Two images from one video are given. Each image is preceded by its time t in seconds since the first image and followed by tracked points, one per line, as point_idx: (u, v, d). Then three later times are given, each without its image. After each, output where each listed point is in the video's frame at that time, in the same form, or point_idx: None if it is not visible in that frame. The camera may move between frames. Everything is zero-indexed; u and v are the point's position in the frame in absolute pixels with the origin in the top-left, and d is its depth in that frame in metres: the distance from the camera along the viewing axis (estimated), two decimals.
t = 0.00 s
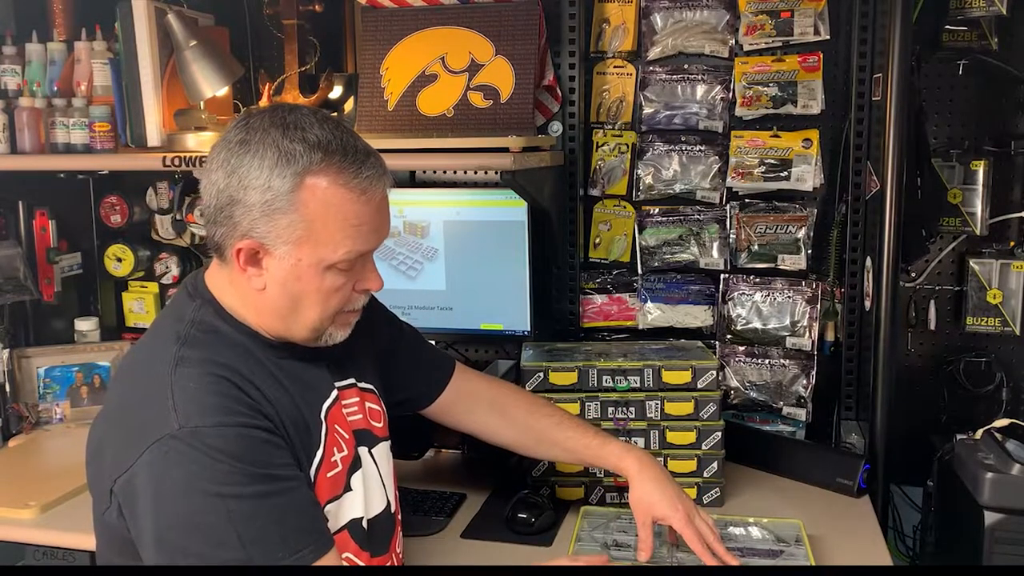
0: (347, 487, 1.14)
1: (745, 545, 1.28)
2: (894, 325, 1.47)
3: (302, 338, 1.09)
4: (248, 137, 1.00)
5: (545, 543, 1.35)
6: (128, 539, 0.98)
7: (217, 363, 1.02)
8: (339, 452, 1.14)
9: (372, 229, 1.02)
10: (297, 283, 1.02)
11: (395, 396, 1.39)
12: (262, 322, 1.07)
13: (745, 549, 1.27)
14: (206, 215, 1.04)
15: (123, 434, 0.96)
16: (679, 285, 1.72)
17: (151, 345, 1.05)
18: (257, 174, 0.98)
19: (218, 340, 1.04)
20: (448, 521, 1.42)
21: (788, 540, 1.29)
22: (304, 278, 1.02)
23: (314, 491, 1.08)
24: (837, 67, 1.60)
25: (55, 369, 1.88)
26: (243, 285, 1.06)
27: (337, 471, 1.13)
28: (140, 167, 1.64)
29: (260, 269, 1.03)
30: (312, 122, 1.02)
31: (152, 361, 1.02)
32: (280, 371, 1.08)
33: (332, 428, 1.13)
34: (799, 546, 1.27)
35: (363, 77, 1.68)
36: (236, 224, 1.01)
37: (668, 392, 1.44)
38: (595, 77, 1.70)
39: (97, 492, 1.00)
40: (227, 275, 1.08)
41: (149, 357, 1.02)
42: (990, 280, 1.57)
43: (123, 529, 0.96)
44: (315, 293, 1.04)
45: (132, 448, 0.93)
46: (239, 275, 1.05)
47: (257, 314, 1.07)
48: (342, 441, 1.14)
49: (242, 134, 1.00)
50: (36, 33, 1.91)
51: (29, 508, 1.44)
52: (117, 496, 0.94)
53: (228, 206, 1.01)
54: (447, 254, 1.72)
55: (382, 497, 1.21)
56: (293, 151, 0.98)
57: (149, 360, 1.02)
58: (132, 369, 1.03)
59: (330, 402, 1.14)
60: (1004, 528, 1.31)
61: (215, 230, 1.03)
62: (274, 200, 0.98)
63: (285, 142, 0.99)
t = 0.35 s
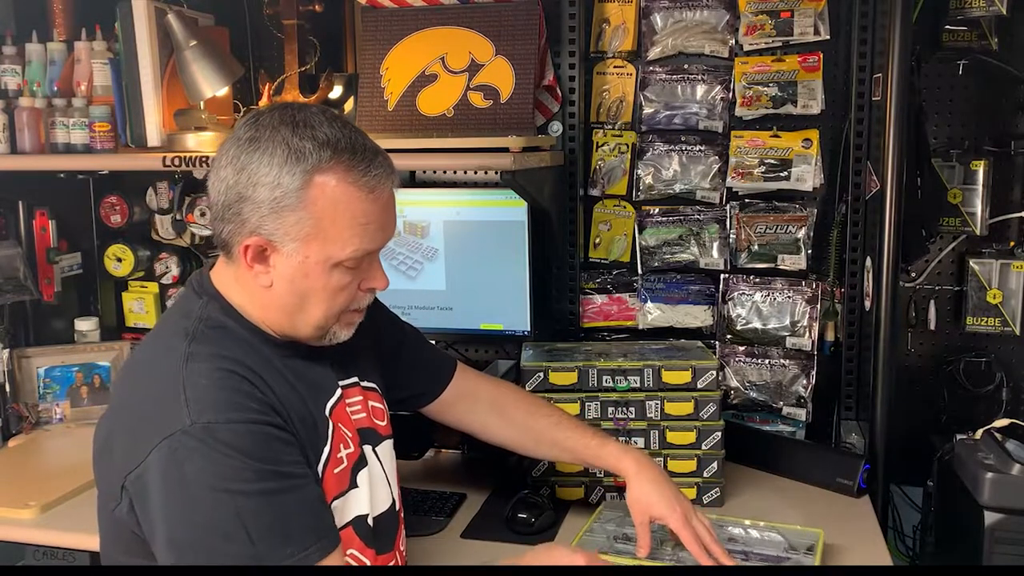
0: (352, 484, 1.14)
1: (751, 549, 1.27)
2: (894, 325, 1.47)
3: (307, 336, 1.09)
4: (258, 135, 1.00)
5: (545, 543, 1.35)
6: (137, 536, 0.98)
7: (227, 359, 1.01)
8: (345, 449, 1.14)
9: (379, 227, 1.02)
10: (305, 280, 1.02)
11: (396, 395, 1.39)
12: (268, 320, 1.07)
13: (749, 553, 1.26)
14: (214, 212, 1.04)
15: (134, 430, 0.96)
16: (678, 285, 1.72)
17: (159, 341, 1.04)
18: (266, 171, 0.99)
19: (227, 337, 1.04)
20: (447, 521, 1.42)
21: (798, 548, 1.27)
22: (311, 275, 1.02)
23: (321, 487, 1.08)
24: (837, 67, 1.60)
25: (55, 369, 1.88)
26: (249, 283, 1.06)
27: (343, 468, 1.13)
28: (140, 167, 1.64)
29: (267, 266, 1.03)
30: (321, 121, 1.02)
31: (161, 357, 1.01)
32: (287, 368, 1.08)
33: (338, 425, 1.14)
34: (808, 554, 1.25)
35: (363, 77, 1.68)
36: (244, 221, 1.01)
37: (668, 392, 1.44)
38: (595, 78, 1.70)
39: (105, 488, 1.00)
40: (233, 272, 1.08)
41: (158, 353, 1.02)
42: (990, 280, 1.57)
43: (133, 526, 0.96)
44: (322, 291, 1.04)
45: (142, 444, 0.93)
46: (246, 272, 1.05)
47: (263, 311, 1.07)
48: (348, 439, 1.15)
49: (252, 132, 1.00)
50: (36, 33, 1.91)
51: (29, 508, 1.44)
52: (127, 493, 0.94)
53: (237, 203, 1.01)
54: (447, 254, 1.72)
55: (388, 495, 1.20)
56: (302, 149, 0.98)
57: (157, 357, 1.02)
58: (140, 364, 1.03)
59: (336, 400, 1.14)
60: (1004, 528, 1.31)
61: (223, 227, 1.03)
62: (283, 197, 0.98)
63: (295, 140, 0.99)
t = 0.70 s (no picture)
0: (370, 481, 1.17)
1: (754, 549, 1.28)
2: (894, 325, 1.48)
3: (318, 329, 1.08)
4: (258, 129, 1.00)
5: (546, 543, 1.35)
6: (162, 539, 0.96)
7: (255, 358, 1.01)
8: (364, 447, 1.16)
9: (382, 214, 1.01)
10: (311, 271, 1.02)
11: (398, 394, 1.39)
12: (278, 314, 1.07)
13: (753, 553, 1.26)
14: (220, 210, 1.05)
15: (165, 429, 0.94)
16: (678, 285, 1.72)
17: (182, 341, 1.03)
18: (267, 163, 0.98)
19: (253, 337, 1.04)
20: (447, 521, 1.42)
21: (799, 545, 1.28)
22: (317, 266, 1.02)
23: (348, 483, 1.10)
24: (837, 67, 1.60)
25: (55, 369, 1.88)
26: (258, 277, 1.06)
27: (364, 464, 1.15)
28: (140, 167, 1.64)
29: (274, 259, 1.03)
30: (320, 112, 1.02)
31: (188, 356, 1.00)
32: (307, 365, 1.09)
33: (355, 425, 1.14)
34: (810, 552, 1.26)
35: (362, 78, 1.68)
36: (249, 214, 1.01)
37: (668, 392, 1.44)
38: (595, 78, 1.70)
39: (130, 493, 0.98)
40: (243, 270, 1.08)
41: (184, 353, 1.01)
42: (990, 280, 1.57)
43: (160, 527, 0.94)
44: (329, 281, 1.03)
45: (178, 443, 0.92)
46: (254, 266, 1.05)
47: (273, 305, 1.07)
48: (365, 438, 1.16)
49: (252, 126, 1.01)
50: (36, 33, 1.91)
51: (29, 508, 1.44)
52: (156, 493, 0.92)
53: (241, 197, 1.01)
54: (447, 254, 1.72)
55: (398, 489, 1.22)
56: (301, 139, 0.98)
57: (183, 357, 1.01)
58: (164, 365, 1.01)
59: (351, 399, 1.14)
60: (1004, 528, 1.31)
61: (230, 223, 1.04)
62: (284, 187, 0.98)
63: (294, 131, 0.99)
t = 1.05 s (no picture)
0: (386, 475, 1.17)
1: (756, 546, 1.28)
2: (894, 325, 1.48)
3: (322, 324, 1.08)
4: (236, 128, 1.00)
5: (546, 543, 1.35)
6: (202, 540, 0.95)
7: (282, 353, 1.01)
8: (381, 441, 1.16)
9: (369, 199, 1.00)
10: (306, 265, 1.02)
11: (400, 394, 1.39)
12: (282, 311, 1.07)
13: (756, 550, 1.26)
14: (214, 214, 1.06)
15: (203, 429, 0.94)
16: (678, 285, 1.72)
17: (205, 342, 1.02)
18: (248, 161, 0.99)
19: (278, 332, 1.04)
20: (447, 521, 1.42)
21: (799, 540, 1.29)
22: (311, 258, 1.01)
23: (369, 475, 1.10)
24: (837, 67, 1.60)
25: (56, 369, 1.88)
26: (258, 276, 1.06)
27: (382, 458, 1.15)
28: (140, 166, 1.64)
29: (269, 256, 1.03)
30: (296, 104, 1.01)
31: (215, 355, 0.99)
32: (328, 362, 1.10)
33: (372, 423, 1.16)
34: (810, 546, 1.26)
35: (362, 77, 1.68)
36: (238, 214, 1.01)
37: (668, 392, 1.44)
38: (595, 78, 1.70)
39: (160, 493, 0.96)
40: (243, 272, 1.09)
41: (210, 353, 1.00)
42: (990, 280, 1.57)
43: (202, 529, 0.93)
44: (326, 273, 1.03)
45: (218, 441, 0.91)
46: (253, 266, 1.06)
47: (275, 303, 1.07)
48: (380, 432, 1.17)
49: (231, 126, 1.01)
50: (36, 33, 1.91)
51: (29, 508, 1.44)
52: (201, 493, 0.91)
53: (229, 197, 1.01)
54: (447, 254, 1.72)
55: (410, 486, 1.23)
56: (278, 132, 0.98)
57: (211, 354, 1.00)
58: (191, 366, 1.00)
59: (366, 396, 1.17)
60: (1004, 528, 1.31)
61: (224, 226, 1.04)
62: (267, 183, 0.98)
63: (270, 125, 0.98)
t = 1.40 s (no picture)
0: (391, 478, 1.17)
1: (755, 546, 1.28)
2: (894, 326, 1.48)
3: (332, 325, 1.08)
4: (242, 132, 1.00)
5: (545, 543, 1.35)
6: (199, 541, 0.95)
7: (285, 356, 1.02)
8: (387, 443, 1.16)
9: (378, 200, 1.00)
10: (317, 267, 1.02)
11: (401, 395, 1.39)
12: (291, 313, 1.07)
13: (756, 550, 1.27)
14: (220, 218, 1.05)
15: (203, 429, 0.94)
16: (678, 285, 1.72)
17: (208, 342, 1.02)
18: (256, 165, 0.98)
19: (280, 335, 1.04)
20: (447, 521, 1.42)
21: (798, 541, 1.29)
22: (322, 260, 1.01)
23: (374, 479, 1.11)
24: (837, 67, 1.60)
25: (55, 369, 1.88)
26: (266, 280, 1.06)
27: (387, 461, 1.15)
28: (140, 166, 1.64)
29: (279, 260, 1.03)
30: (301, 106, 1.01)
31: (217, 356, 0.99)
32: (333, 365, 1.10)
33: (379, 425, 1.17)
34: (810, 546, 1.26)
35: (362, 78, 1.68)
36: (247, 219, 1.01)
37: (668, 392, 1.44)
38: (595, 78, 1.70)
39: (161, 496, 0.96)
40: (249, 275, 1.09)
41: (212, 353, 1.00)
42: (990, 280, 1.57)
43: (200, 529, 0.93)
44: (337, 275, 1.03)
45: (218, 443, 0.91)
46: (261, 270, 1.05)
47: (283, 305, 1.07)
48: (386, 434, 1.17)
49: (237, 130, 1.01)
50: (36, 33, 1.91)
51: (29, 508, 1.44)
52: (200, 494, 0.91)
53: (237, 202, 1.01)
54: (447, 254, 1.72)
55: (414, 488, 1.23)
56: (286, 135, 0.97)
57: (213, 356, 1.00)
58: (193, 365, 1.00)
59: (372, 397, 1.17)
60: (1004, 528, 1.31)
61: (231, 230, 1.04)
62: (276, 187, 0.98)
63: (277, 128, 0.98)
